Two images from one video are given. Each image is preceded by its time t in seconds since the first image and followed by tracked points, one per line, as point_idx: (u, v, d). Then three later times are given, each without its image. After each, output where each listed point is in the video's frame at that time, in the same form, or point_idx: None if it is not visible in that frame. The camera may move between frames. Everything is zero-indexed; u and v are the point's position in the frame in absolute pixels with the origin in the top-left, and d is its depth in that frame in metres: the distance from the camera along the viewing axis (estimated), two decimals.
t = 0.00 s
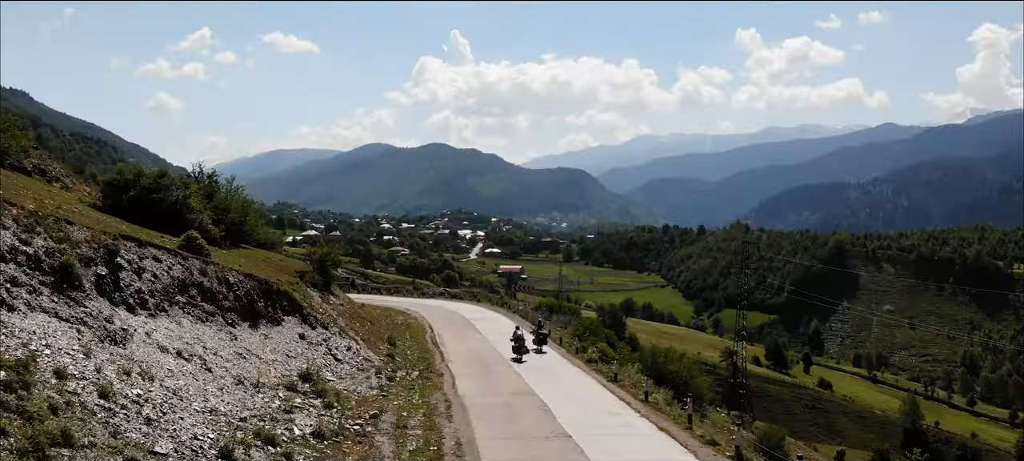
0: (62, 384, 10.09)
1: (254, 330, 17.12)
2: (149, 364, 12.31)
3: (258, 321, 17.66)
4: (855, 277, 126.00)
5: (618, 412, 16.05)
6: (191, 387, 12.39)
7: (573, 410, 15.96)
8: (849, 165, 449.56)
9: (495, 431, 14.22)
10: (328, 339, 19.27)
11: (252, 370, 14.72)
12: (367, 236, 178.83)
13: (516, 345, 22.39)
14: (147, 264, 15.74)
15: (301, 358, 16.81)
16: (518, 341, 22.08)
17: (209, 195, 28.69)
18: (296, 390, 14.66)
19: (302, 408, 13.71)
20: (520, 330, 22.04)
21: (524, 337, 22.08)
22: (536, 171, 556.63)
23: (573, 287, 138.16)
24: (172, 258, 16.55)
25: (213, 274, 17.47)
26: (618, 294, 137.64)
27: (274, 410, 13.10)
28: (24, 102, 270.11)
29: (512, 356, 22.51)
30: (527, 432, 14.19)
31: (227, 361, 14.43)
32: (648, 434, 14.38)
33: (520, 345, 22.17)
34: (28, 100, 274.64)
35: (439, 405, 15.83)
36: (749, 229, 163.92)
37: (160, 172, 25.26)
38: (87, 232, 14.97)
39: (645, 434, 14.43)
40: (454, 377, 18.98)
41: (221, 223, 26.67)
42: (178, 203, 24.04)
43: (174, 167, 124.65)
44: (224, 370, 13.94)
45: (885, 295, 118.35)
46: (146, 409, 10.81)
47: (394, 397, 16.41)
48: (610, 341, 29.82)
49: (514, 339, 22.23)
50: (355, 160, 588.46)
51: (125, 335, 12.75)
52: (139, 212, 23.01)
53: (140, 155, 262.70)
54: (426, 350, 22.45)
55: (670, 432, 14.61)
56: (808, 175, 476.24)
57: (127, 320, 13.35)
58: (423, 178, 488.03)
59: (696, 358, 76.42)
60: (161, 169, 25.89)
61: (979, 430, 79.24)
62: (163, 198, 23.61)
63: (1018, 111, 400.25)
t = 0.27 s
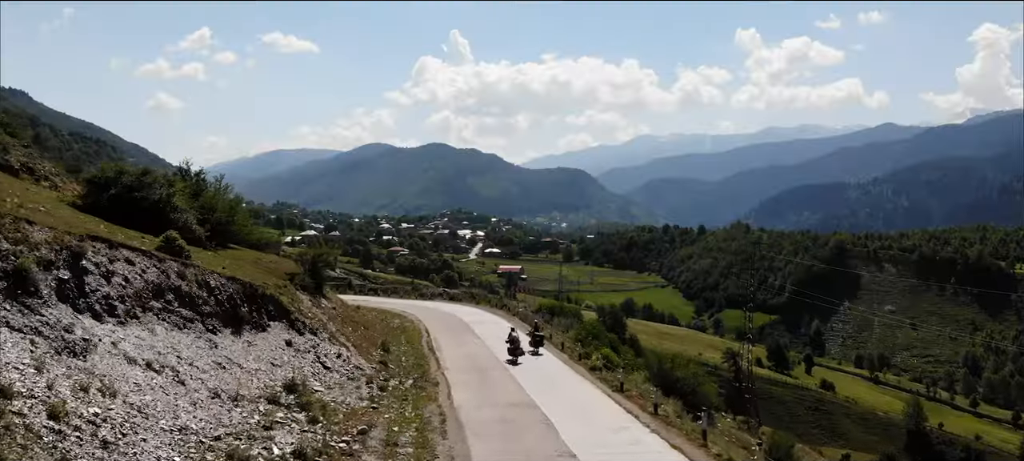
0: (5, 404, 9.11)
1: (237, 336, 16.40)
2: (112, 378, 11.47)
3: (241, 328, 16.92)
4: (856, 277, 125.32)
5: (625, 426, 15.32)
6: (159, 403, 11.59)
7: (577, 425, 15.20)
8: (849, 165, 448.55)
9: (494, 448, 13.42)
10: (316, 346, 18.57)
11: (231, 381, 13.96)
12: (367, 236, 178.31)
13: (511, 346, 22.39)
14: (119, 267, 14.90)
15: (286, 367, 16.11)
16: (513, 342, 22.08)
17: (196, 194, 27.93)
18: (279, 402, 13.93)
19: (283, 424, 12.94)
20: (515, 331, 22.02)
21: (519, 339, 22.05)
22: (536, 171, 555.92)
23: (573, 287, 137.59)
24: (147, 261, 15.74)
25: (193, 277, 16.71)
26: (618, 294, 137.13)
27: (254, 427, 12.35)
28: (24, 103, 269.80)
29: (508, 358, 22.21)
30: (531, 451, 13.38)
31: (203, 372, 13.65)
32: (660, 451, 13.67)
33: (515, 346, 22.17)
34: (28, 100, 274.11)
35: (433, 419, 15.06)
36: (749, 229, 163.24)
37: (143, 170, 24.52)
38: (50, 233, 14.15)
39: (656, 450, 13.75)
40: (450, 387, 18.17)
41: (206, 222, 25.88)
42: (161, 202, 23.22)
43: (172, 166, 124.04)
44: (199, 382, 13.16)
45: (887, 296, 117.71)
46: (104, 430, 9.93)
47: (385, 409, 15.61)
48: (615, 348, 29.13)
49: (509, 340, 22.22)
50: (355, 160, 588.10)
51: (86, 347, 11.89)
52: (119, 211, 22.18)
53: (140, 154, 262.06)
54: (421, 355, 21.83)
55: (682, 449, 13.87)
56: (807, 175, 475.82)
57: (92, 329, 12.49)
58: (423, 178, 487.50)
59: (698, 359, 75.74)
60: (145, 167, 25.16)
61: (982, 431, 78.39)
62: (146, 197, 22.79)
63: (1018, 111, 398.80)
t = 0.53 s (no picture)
0: None
1: (217, 345, 15.56)
2: (68, 395, 10.42)
3: (222, 336, 16.08)
4: (858, 278, 124.62)
5: (633, 442, 14.48)
6: (121, 422, 10.58)
7: (581, 441, 14.36)
8: (849, 165, 447.72)
9: None
10: (303, 353, 17.72)
11: (207, 396, 13.07)
12: (366, 236, 177.70)
13: (506, 348, 22.11)
14: (84, 271, 14.01)
15: (268, 378, 15.30)
16: (508, 344, 21.81)
17: (181, 192, 27.22)
18: (259, 418, 13.01)
19: (262, 442, 11.99)
20: (509, 334, 21.82)
21: (513, 341, 21.77)
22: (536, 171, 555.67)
23: (573, 287, 136.93)
24: (117, 265, 14.80)
25: (169, 281, 15.80)
26: (618, 294, 136.47)
27: (227, 447, 11.35)
28: (24, 103, 269.28)
29: (501, 360, 21.98)
30: None
31: (175, 386, 12.75)
32: None
33: (509, 347, 21.98)
34: (27, 99, 273.32)
35: (426, 436, 14.19)
36: (750, 229, 162.61)
37: (125, 167, 23.72)
38: (9, 234, 13.13)
39: None
40: (445, 398, 17.35)
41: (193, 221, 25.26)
42: (142, 200, 22.46)
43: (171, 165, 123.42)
44: (170, 398, 12.21)
45: (888, 296, 116.99)
46: (53, 457, 8.91)
47: (375, 422, 14.70)
48: (618, 355, 27.97)
49: (503, 342, 21.93)
50: (356, 160, 587.63)
51: (40, 360, 10.88)
52: (97, 211, 21.42)
53: (138, 153, 261.36)
54: (415, 361, 21.18)
55: None
56: (807, 175, 475.65)
57: (50, 341, 11.51)
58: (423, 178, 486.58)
59: (699, 361, 75.11)
60: (127, 164, 24.36)
61: (986, 433, 77.51)
62: (127, 195, 22.04)
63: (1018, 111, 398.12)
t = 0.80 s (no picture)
0: None
1: (194, 353, 14.64)
2: (14, 415, 9.27)
3: (200, 345, 15.12)
4: (859, 278, 123.79)
5: None
6: (76, 445, 9.52)
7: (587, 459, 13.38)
8: (849, 165, 447.07)
9: None
10: (289, 362, 16.91)
11: (178, 411, 12.16)
12: (365, 236, 176.80)
13: (500, 350, 21.77)
14: (46, 275, 12.98)
15: (249, 390, 14.46)
16: (502, 346, 21.43)
17: (165, 190, 26.50)
18: (234, 439, 12.09)
19: None
20: (504, 335, 21.46)
21: (508, 343, 21.38)
22: (536, 171, 555.04)
23: (573, 287, 136.13)
24: (84, 269, 13.79)
25: (141, 285, 14.79)
26: (618, 294, 135.67)
27: None
28: (23, 102, 268.30)
29: (496, 362, 21.55)
30: None
31: (143, 402, 11.75)
32: None
33: (504, 349, 21.58)
34: (27, 99, 272.58)
35: (418, 455, 13.22)
36: (750, 230, 161.84)
37: (104, 163, 22.99)
38: None
39: None
40: (439, 409, 16.43)
41: (176, 220, 24.57)
42: (122, 199, 21.82)
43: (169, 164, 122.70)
44: (135, 415, 11.20)
45: (890, 297, 116.23)
46: None
47: (363, 441, 13.88)
48: (623, 360, 26.89)
49: (498, 344, 21.56)
50: (356, 160, 586.73)
51: None
52: (75, 210, 20.77)
53: (136, 154, 260.04)
54: (409, 367, 20.42)
55: None
56: (807, 176, 475.52)
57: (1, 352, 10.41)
58: (422, 178, 485.43)
59: (701, 363, 74.42)
60: (106, 160, 23.63)
61: (991, 435, 76.81)
62: (104, 194, 21.30)
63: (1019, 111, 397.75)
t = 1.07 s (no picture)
0: None
1: (168, 364, 13.85)
2: None
3: (176, 354, 14.33)
4: (860, 278, 123.19)
5: None
6: None
7: None
8: (849, 166, 446.01)
9: None
10: (273, 372, 16.09)
11: (143, 430, 11.27)
12: (364, 236, 176.16)
13: (493, 352, 21.13)
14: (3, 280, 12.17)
15: (227, 404, 13.62)
16: (496, 349, 20.75)
17: (145, 190, 25.84)
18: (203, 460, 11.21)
19: None
20: (497, 338, 20.74)
21: (502, 344, 20.77)
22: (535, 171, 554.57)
23: (573, 287, 135.63)
24: (46, 275, 12.97)
25: (110, 290, 13.99)
26: (618, 294, 135.14)
27: None
28: (23, 103, 267.96)
29: (489, 366, 20.78)
30: None
31: (104, 421, 10.92)
32: None
33: (498, 352, 20.87)
34: (27, 99, 272.06)
35: None
36: (751, 230, 161.32)
37: (81, 162, 22.37)
38: None
39: None
40: (432, 422, 15.28)
41: (159, 219, 23.91)
42: (99, 197, 21.15)
43: (168, 164, 122.19)
44: (92, 436, 10.35)
45: (891, 297, 115.61)
46: None
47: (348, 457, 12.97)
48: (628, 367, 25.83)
49: (491, 347, 20.93)
50: (355, 159, 586.16)
51: None
52: (49, 209, 20.13)
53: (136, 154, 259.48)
54: (401, 374, 19.48)
55: None
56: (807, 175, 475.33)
57: None
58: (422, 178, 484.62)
59: (702, 365, 73.75)
60: (84, 159, 23.00)
61: (994, 437, 76.05)
62: (80, 192, 20.67)
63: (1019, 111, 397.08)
